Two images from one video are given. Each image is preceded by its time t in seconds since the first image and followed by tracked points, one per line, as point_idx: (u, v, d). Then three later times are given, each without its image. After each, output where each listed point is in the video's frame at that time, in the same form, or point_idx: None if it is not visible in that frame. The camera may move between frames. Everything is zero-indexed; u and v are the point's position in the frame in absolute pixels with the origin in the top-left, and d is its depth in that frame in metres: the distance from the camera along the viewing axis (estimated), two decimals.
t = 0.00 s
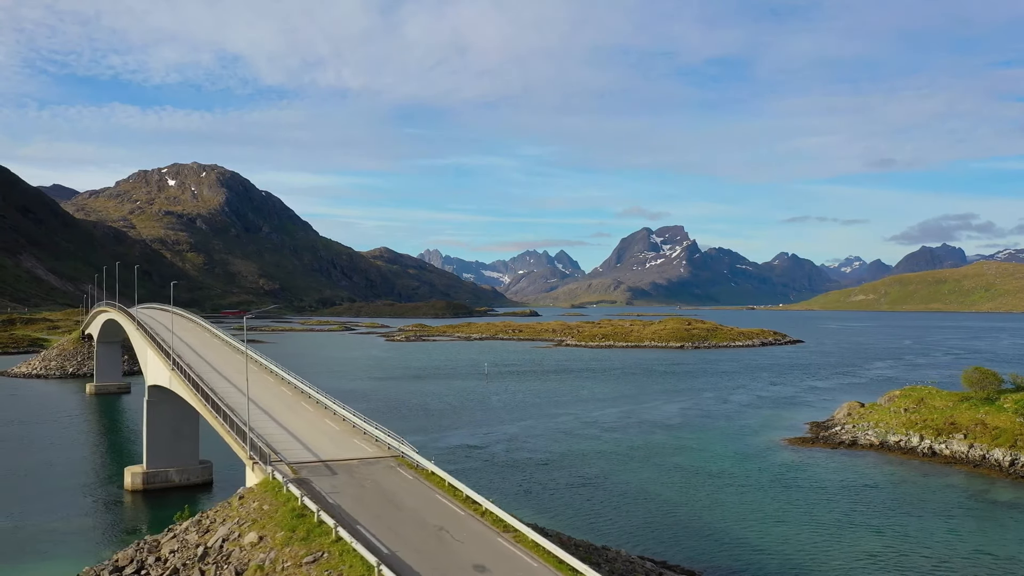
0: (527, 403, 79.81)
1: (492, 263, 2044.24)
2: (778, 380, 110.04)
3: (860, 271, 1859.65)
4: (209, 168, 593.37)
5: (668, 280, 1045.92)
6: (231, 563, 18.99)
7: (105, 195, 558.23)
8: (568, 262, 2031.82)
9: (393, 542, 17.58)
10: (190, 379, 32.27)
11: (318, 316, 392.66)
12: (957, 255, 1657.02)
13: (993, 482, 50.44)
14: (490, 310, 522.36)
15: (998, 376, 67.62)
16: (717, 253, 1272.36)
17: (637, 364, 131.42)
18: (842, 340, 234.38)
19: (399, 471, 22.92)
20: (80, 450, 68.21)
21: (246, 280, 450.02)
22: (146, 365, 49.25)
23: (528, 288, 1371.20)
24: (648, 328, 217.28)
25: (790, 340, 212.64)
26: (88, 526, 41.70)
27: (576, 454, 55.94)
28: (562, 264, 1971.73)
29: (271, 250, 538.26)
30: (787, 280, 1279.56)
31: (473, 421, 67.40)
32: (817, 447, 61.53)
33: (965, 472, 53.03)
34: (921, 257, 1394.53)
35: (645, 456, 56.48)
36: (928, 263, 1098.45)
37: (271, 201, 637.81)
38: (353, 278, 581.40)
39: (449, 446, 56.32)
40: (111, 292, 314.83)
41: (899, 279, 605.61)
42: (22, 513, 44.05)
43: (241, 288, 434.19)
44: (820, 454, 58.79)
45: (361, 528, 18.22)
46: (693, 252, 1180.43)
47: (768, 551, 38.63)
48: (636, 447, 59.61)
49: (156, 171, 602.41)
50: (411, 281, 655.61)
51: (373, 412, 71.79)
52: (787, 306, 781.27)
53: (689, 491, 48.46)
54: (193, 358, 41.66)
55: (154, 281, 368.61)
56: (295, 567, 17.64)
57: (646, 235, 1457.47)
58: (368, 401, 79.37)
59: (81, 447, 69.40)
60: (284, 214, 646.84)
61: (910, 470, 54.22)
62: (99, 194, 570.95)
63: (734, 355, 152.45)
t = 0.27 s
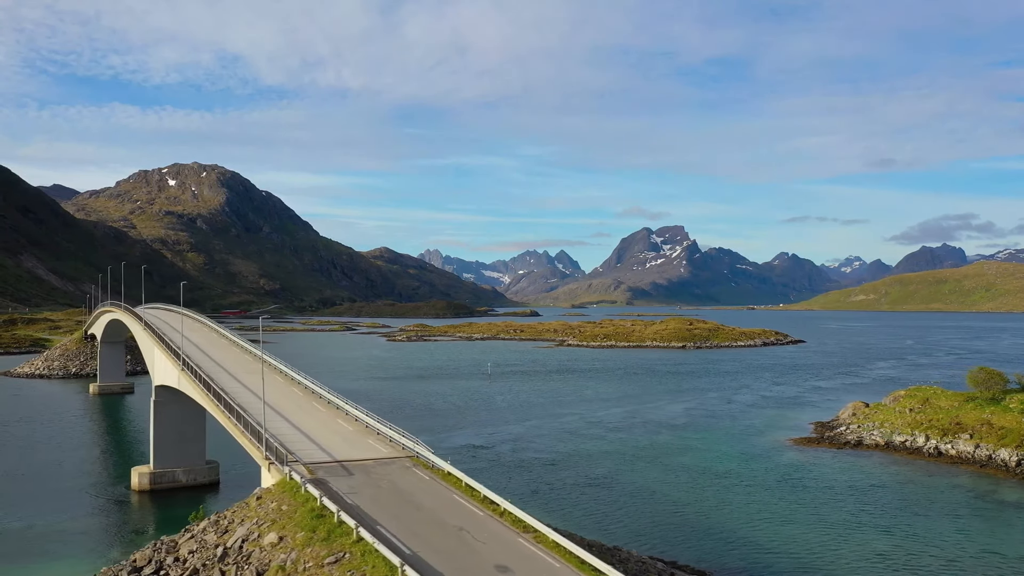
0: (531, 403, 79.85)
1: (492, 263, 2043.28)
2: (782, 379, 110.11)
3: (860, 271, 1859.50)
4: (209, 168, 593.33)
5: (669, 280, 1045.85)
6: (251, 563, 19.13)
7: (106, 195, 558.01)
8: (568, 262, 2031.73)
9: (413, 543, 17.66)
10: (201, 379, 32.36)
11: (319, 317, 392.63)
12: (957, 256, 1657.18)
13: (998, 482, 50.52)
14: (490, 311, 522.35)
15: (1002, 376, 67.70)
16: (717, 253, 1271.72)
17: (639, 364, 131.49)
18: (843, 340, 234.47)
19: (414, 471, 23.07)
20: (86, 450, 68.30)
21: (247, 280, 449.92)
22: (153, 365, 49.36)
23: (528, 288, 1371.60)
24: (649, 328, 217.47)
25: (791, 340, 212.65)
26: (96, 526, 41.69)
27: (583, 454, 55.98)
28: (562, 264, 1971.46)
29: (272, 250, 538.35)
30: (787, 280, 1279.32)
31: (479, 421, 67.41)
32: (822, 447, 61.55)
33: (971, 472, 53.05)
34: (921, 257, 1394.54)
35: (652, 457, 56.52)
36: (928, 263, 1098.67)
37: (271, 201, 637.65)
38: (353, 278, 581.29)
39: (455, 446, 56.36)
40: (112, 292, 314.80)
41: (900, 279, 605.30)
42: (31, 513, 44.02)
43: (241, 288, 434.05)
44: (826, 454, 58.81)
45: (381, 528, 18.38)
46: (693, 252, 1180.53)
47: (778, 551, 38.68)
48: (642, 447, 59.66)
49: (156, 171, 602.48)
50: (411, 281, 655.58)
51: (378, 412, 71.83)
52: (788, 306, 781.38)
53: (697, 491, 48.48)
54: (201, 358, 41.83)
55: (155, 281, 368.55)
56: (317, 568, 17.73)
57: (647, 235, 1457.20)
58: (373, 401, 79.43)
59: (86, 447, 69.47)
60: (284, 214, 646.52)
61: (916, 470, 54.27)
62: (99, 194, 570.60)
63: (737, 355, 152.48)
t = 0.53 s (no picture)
0: (535, 403, 79.86)
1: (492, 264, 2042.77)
2: (785, 379, 109.99)
3: (861, 271, 1858.52)
4: (210, 168, 593.20)
5: (669, 280, 1045.47)
6: (273, 564, 19.27)
7: (106, 195, 557.87)
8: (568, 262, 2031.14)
9: (434, 542, 17.80)
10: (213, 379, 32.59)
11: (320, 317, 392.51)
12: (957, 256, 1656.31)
13: (1005, 482, 50.47)
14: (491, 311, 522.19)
15: (1008, 376, 67.67)
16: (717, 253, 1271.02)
17: (642, 364, 131.37)
18: (845, 340, 234.16)
19: (430, 471, 23.35)
20: (93, 450, 68.50)
21: (247, 280, 449.76)
22: (160, 365, 49.55)
23: (528, 289, 1371.47)
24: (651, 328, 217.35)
25: (793, 340, 212.41)
26: (105, 526, 41.73)
27: (589, 454, 55.98)
28: (562, 264, 1971.09)
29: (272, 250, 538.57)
30: (787, 281, 1278.41)
31: (484, 421, 67.40)
32: (827, 447, 61.57)
33: (977, 472, 53.00)
34: (921, 258, 1393.67)
35: (658, 457, 56.56)
36: (929, 263, 1097.27)
37: (272, 201, 637.40)
38: (353, 278, 581.07)
39: (461, 446, 56.35)
40: (113, 292, 314.78)
41: (900, 279, 604.60)
42: (39, 513, 44.08)
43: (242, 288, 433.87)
44: (831, 454, 58.80)
45: (402, 529, 18.57)
46: (693, 252, 1179.92)
47: (787, 551, 38.69)
48: (648, 447, 59.67)
49: (156, 171, 602.48)
50: (412, 281, 655.50)
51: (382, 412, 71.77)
52: (788, 306, 780.85)
53: (704, 491, 48.52)
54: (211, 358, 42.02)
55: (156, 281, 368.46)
56: (338, 569, 17.86)
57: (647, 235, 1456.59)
58: (377, 402, 79.41)
59: (93, 447, 69.70)
60: (285, 214, 646.14)
61: (923, 470, 54.22)
62: (100, 194, 570.43)
63: (739, 355, 152.28)
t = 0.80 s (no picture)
0: (540, 403, 79.86)
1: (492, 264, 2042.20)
2: (789, 380, 109.97)
3: (861, 271, 1857.71)
4: (210, 168, 593.15)
5: (669, 280, 1045.27)
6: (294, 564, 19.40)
7: (106, 195, 557.80)
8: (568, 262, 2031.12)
9: (455, 543, 18.04)
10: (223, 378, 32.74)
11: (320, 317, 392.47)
12: (958, 256, 1655.86)
13: (1011, 482, 50.53)
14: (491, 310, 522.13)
15: (1013, 376, 67.69)
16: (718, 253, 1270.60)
17: (645, 365, 131.30)
18: (847, 340, 233.95)
19: (446, 471, 23.62)
20: (99, 450, 68.61)
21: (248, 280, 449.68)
22: (168, 365, 49.67)
23: (527, 289, 1368.89)
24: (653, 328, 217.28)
25: (795, 340, 212.26)
26: (114, 526, 41.74)
27: (595, 455, 55.99)
28: (562, 264, 1970.60)
29: (273, 250, 538.64)
30: (788, 281, 1277.91)
31: (489, 421, 67.44)
32: (833, 447, 61.55)
33: (984, 473, 53.02)
34: (921, 258, 1393.42)
35: (665, 457, 56.61)
36: (929, 263, 1100.28)
37: (272, 201, 637.32)
38: (354, 278, 580.88)
39: (467, 446, 56.39)
40: (114, 292, 314.72)
41: (901, 280, 604.41)
42: (49, 513, 44.08)
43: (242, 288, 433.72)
44: (837, 454, 58.83)
45: (424, 529, 18.82)
46: (693, 252, 1179.56)
47: (797, 551, 38.68)
48: (654, 447, 59.69)
49: (156, 171, 602.39)
50: (412, 281, 655.30)
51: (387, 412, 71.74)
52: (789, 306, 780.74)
53: (711, 491, 48.51)
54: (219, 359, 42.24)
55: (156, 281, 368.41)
56: (360, 569, 18.05)
57: (647, 235, 1456.08)
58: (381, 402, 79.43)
59: (98, 447, 69.77)
60: (285, 214, 645.90)
61: (929, 470, 54.22)
62: (100, 194, 570.38)
63: (741, 355, 152.15)
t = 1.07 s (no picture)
0: (545, 403, 79.85)
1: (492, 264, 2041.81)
2: (791, 380, 110.04)
3: (861, 271, 1857.78)
4: (210, 168, 592.93)
5: (669, 280, 1045.21)
6: (315, 565, 19.48)
7: (107, 195, 557.71)
8: (568, 263, 2031.11)
9: (477, 544, 18.16)
10: (233, 378, 32.77)
11: (321, 317, 392.48)
12: (958, 255, 1656.06)
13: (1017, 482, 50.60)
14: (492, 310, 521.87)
15: (1018, 376, 67.62)
16: (718, 253, 1270.18)
17: (647, 364, 131.35)
18: (848, 340, 233.69)
19: (462, 472, 23.81)
20: (104, 449, 68.64)
21: (248, 280, 449.58)
22: (174, 364, 49.58)
23: (528, 289, 1368.75)
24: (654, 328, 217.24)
25: (796, 339, 212.24)
26: (123, 526, 41.71)
27: (601, 455, 55.92)
28: (562, 265, 1970.04)
29: (273, 250, 538.62)
30: (788, 281, 1277.50)
31: (494, 420, 67.50)
32: (838, 447, 61.56)
33: (989, 472, 53.17)
34: (921, 258, 1393.34)
35: (672, 457, 56.60)
36: (930, 263, 1099.17)
37: (272, 201, 636.96)
38: (354, 277, 580.79)
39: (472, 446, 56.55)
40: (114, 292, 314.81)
41: (901, 280, 604.65)
42: (58, 513, 44.04)
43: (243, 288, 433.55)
44: (843, 454, 58.83)
45: (444, 530, 18.97)
46: (693, 252, 1179.29)
47: (805, 551, 38.61)
48: (659, 447, 59.67)
49: (156, 171, 601.94)
50: (412, 281, 655.11)
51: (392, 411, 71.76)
52: (789, 306, 780.36)
53: (718, 491, 48.45)
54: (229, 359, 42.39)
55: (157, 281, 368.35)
56: (382, 570, 18.16)
57: (647, 235, 1455.65)
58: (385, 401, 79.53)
59: (103, 447, 69.74)
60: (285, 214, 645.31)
61: (936, 470, 54.24)
62: (100, 194, 570.11)
63: (744, 355, 152.11)
